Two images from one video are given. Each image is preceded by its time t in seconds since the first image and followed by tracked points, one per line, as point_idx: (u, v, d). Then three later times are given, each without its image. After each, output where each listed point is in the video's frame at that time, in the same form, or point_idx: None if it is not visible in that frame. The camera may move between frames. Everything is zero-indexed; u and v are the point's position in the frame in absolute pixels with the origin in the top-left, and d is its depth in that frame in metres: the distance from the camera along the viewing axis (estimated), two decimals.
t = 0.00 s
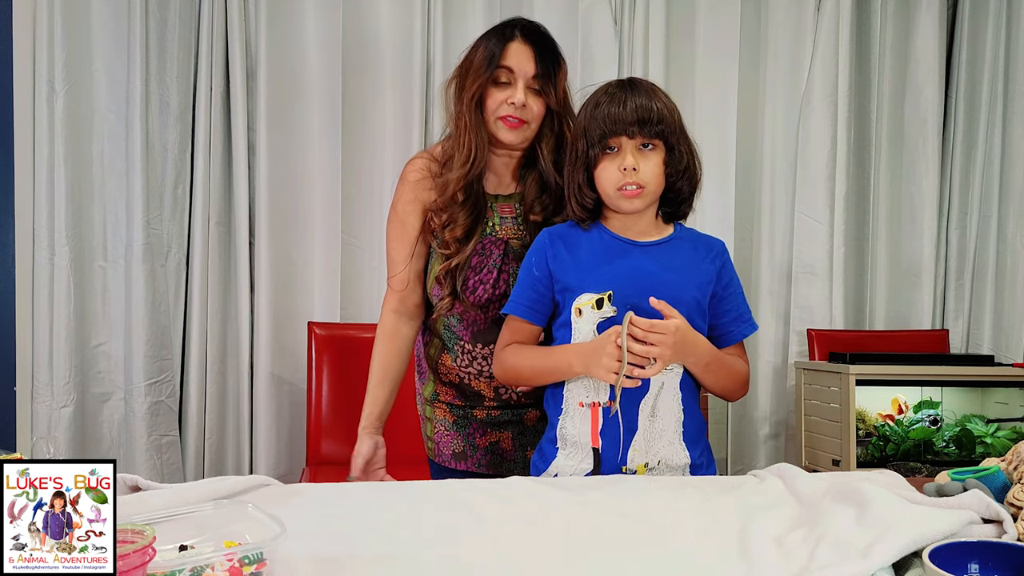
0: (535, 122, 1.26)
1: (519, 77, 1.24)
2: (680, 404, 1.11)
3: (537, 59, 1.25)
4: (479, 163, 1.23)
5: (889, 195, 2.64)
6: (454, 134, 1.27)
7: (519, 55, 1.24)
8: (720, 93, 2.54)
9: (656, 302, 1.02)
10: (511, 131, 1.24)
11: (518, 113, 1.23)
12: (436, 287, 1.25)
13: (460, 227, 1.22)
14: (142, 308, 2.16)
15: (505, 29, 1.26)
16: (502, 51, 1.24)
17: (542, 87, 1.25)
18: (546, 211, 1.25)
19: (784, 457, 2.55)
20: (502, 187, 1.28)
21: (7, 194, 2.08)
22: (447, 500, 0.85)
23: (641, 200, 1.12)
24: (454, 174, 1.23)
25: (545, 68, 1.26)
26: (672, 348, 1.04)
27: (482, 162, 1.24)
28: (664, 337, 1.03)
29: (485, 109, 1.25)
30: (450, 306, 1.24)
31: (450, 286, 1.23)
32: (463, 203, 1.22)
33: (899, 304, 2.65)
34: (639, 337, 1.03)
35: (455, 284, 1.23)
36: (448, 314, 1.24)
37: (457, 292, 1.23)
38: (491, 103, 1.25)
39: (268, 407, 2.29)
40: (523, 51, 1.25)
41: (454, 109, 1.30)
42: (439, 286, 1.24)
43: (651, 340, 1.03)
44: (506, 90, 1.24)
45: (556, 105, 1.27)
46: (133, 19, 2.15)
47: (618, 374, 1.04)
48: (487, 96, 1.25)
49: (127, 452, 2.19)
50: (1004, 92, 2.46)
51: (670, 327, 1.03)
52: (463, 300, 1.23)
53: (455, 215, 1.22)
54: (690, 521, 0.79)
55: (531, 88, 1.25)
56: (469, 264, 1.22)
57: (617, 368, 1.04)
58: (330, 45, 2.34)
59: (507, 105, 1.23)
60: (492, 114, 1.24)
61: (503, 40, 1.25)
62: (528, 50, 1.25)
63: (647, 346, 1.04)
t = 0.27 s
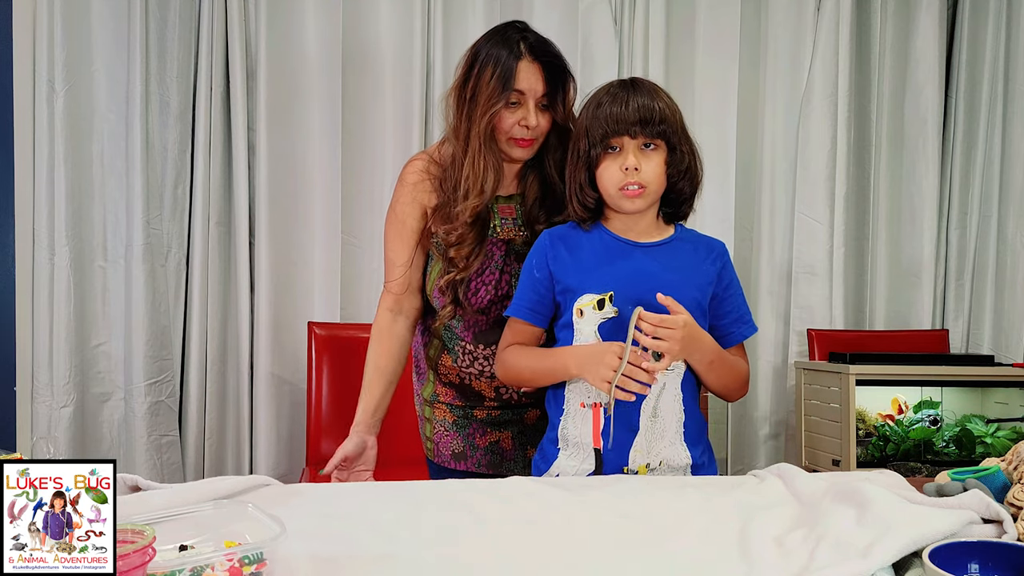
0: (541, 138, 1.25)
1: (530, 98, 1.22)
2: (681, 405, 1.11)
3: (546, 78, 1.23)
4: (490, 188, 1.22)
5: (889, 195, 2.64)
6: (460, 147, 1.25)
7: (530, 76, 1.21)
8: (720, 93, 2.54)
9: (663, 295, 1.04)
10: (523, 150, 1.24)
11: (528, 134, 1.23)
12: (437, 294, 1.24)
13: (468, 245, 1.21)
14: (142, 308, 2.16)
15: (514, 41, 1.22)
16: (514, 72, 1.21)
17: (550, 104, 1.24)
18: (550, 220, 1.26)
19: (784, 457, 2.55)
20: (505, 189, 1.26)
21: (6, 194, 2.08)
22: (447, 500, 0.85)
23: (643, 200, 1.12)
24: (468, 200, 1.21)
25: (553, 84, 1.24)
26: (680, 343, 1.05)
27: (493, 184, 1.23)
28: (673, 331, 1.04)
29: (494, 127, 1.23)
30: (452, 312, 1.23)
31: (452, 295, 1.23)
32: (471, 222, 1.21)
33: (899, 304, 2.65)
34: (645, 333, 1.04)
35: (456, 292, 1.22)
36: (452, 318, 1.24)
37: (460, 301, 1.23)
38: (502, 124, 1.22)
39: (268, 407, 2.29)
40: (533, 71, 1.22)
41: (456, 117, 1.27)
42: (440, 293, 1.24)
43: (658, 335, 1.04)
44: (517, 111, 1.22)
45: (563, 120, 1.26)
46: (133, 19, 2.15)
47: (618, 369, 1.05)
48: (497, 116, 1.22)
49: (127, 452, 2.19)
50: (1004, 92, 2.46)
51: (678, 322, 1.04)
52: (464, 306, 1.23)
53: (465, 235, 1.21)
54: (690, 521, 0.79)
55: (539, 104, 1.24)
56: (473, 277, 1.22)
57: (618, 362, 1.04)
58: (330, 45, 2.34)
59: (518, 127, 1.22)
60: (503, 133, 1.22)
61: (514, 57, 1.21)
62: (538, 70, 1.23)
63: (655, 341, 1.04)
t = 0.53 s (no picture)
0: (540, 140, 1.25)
1: (530, 101, 1.22)
2: (683, 405, 1.11)
3: (546, 82, 1.23)
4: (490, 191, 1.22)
5: (889, 195, 2.64)
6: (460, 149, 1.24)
7: (530, 79, 1.21)
8: (720, 93, 2.54)
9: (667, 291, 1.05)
10: (521, 153, 1.24)
11: (528, 138, 1.22)
12: (438, 295, 1.24)
13: (470, 248, 1.20)
14: (142, 308, 2.16)
15: (515, 44, 1.22)
16: (514, 75, 1.20)
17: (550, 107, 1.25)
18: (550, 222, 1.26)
19: (784, 457, 2.55)
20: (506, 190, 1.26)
21: (6, 194, 2.08)
22: (447, 500, 0.85)
23: (645, 200, 1.12)
24: (467, 203, 1.21)
25: (552, 87, 1.24)
26: (688, 335, 1.05)
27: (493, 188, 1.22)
28: (681, 324, 1.04)
29: (495, 129, 1.22)
30: (454, 313, 1.23)
31: (454, 296, 1.22)
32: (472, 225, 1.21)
33: (899, 304, 2.65)
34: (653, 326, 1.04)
35: (458, 293, 1.22)
36: (454, 319, 1.23)
37: (461, 301, 1.22)
38: (503, 127, 1.22)
39: (268, 406, 2.29)
40: (533, 74, 1.22)
41: (456, 120, 1.26)
42: (441, 295, 1.23)
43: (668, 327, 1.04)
44: (517, 114, 1.22)
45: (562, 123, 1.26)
46: (133, 19, 2.15)
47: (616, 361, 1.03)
48: (498, 119, 1.22)
49: (127, 452, 2.19)
50: (1004, 92, 2.46)
51: (685, 315, 1.04)
52: (465, 307, 1.22)
53: (466, 238, 1.20)
54: (690, 521, 0.79)
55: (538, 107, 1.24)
56: (474, 279, 1.22)
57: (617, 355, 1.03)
58: (330, 45, 2.34)
59: (519, 130, 1.22)
60: (503, 136, 1.22)
61: (514, 60, 1.21)
62: (538, 73, 1.22)
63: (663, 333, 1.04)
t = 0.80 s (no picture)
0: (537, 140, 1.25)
1: (527, 103, 1.21)
2: (683, 405, 1.11)
3: (542, 83, 1.23)
4: (486, 192, 1.21)
5: (889, 195, 2.64)
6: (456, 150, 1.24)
7: (526, 80, 1.21)
8: (720, 93, 2.54)
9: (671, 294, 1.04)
10: (519, 155, 1.24)
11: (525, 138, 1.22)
12: (437, 295, 1.25)
13: (467, 249, 1.21)
14: (142, 308, 2.16)
15: (512, 46, 1.22)
16: (511, 77, 1.20)
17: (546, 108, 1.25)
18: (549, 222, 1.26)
19: (784, 457, 2.55)
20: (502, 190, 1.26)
21: (6, 194, 2.08)
22: (447, 500, 0.85)
23: (647, 201, 1.12)
24: (463, 204, 1.21)
25: (548, 88, 1.24)
26: (695, 336, 1.04)
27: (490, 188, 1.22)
28: (687, 325, 1.03)
29: (492, 131, 1.22)
30: (452, 313, 1.23)
31: (452, 296, 1.22)
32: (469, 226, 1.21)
33: (899, 304, 2.65)
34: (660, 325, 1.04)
35: (457, 293, 1.22)
36: (452, 319, 1.23)
37: (460, 301, 1.22)
38: (499, 129, 1.22)
39: (268, 406, 2.29)
40: (530, 75, 1.21)
41: (452, 121, 1.26)
42: (440, 295, 1.24)
43: (675, 325, 1.03)
44: (514, 116, 1.22)
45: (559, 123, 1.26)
46: (133, 19, 2.15)
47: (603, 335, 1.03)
48: (494, 121, 1.21)
49: (127, 452, 2.19)
50: (1004, 92, 2.46)
51: (690, 315, 1.04)
52: (464, 307, 1.23)
53: (461, 238, 1.21)
54: (690, 521, 0.79)
55: (535, 108, 1.23)
56: (472, 279, 1.21)
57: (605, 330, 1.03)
58: (330, 45, 2.34)
59: (515, 131, 1.22)
60: (499, 137, 1.22)
61: (511, 61, 1.20)
62: (534, 74, 1.22)
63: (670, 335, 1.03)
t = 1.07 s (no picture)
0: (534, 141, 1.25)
1: (522, 104, 1.22)
2: (683, 405, 1.11)
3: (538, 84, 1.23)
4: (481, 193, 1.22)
5: (889, 195, 2.64)
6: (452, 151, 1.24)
7: (522, 81, 1.21)
8: (720, 93, 2.54)
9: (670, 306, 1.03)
10: (515, 155, 1.24)
11: (520, 139, 1.22)
12: (434, 296, 1.24)
13: (463, 250, 1.21)
14: (142, 308, 2.16)
15: (508, 46, 1.21)
16: (506, 78, 1.20)
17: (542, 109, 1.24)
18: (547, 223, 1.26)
19: (784, 457, 2.55)
20: (499, 192, 1.27)
21: (6, 194, 2.08)
22: (447, 500, 0.85)
23: (648, 202, 1.12)
24: (458, 205, 1.21)
25: (544, 89, 1.24)
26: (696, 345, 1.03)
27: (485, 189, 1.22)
28: (687, 336, 1.02)
29: (487, 132, 1.22)
30: (450, 314, 1.23)
31: (450, 297, 1.23)
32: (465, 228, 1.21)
33: (899, 304, 2.65)
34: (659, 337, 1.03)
35: (454, 295, 1.22)
36: (449, 321, 1.24)
37: (457, 302, 1.23)
38: (495, 130, 1.22)
39: (268, 406, 2.29)
40: (525, 76, 1.21)
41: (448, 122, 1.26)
42: (437, 296, 1.24)
43: (674, 337, 1.02)
44: (510, 117, 1.22)
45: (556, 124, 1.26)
46: (133, 19, 2.15)
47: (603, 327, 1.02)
48: (489, 122, 1.21)
49: (127, 452, 2.19)
50: (1003, 92, 2.46)
51: (689, 326, 1.02)
52: (462, 308, 1.23)
53: (457, 240, 1.20)
54: (690, 521, 0.79)
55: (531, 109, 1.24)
56: (469, 280, 1.22)
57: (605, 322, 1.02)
58: (330, 45, 2.34)
59: (511, 132, 1.22)
60: (495, 138, 1.22)
61: (506, 62, 1.20)
62: (530, 75, 1.22)
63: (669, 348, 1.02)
